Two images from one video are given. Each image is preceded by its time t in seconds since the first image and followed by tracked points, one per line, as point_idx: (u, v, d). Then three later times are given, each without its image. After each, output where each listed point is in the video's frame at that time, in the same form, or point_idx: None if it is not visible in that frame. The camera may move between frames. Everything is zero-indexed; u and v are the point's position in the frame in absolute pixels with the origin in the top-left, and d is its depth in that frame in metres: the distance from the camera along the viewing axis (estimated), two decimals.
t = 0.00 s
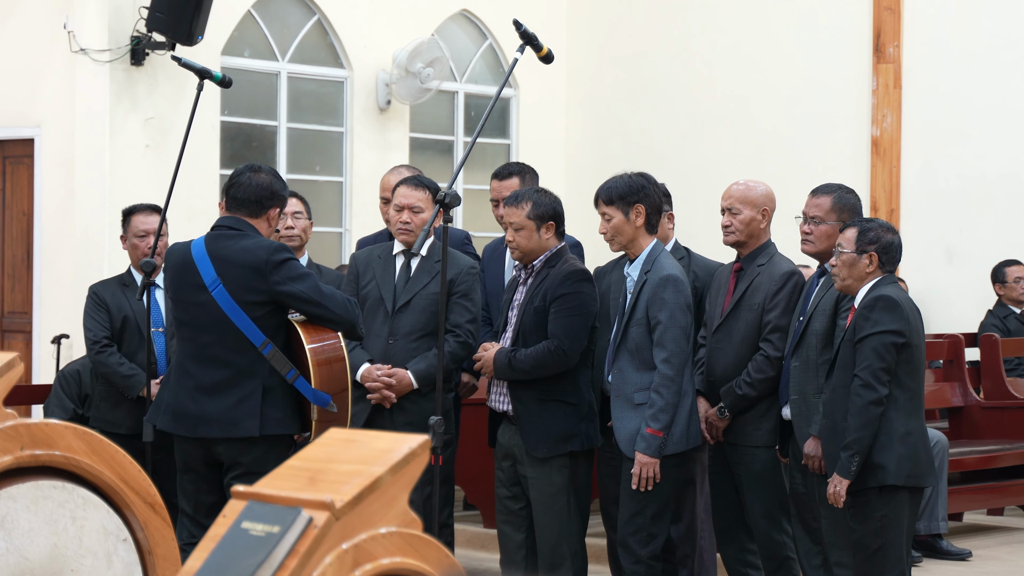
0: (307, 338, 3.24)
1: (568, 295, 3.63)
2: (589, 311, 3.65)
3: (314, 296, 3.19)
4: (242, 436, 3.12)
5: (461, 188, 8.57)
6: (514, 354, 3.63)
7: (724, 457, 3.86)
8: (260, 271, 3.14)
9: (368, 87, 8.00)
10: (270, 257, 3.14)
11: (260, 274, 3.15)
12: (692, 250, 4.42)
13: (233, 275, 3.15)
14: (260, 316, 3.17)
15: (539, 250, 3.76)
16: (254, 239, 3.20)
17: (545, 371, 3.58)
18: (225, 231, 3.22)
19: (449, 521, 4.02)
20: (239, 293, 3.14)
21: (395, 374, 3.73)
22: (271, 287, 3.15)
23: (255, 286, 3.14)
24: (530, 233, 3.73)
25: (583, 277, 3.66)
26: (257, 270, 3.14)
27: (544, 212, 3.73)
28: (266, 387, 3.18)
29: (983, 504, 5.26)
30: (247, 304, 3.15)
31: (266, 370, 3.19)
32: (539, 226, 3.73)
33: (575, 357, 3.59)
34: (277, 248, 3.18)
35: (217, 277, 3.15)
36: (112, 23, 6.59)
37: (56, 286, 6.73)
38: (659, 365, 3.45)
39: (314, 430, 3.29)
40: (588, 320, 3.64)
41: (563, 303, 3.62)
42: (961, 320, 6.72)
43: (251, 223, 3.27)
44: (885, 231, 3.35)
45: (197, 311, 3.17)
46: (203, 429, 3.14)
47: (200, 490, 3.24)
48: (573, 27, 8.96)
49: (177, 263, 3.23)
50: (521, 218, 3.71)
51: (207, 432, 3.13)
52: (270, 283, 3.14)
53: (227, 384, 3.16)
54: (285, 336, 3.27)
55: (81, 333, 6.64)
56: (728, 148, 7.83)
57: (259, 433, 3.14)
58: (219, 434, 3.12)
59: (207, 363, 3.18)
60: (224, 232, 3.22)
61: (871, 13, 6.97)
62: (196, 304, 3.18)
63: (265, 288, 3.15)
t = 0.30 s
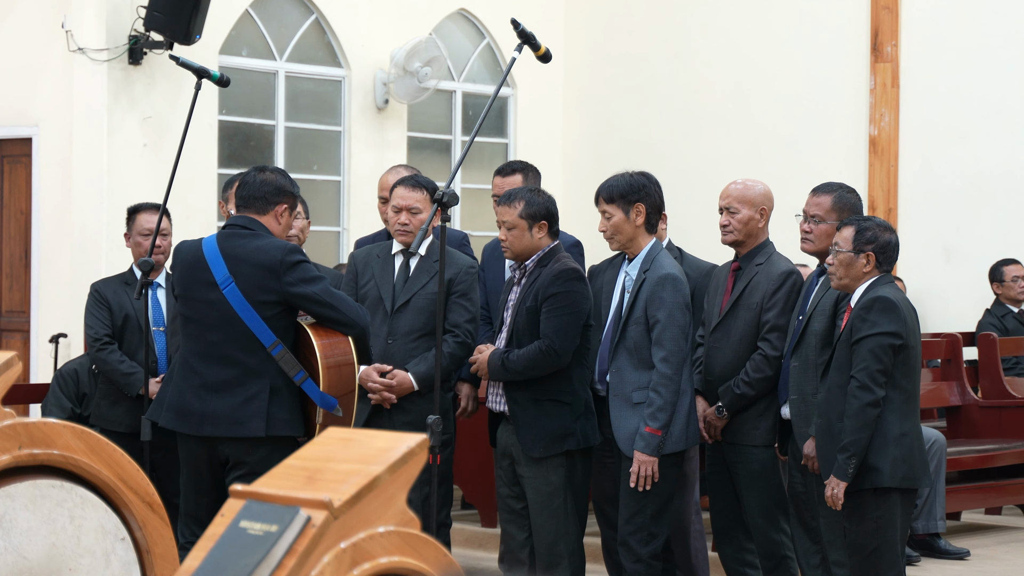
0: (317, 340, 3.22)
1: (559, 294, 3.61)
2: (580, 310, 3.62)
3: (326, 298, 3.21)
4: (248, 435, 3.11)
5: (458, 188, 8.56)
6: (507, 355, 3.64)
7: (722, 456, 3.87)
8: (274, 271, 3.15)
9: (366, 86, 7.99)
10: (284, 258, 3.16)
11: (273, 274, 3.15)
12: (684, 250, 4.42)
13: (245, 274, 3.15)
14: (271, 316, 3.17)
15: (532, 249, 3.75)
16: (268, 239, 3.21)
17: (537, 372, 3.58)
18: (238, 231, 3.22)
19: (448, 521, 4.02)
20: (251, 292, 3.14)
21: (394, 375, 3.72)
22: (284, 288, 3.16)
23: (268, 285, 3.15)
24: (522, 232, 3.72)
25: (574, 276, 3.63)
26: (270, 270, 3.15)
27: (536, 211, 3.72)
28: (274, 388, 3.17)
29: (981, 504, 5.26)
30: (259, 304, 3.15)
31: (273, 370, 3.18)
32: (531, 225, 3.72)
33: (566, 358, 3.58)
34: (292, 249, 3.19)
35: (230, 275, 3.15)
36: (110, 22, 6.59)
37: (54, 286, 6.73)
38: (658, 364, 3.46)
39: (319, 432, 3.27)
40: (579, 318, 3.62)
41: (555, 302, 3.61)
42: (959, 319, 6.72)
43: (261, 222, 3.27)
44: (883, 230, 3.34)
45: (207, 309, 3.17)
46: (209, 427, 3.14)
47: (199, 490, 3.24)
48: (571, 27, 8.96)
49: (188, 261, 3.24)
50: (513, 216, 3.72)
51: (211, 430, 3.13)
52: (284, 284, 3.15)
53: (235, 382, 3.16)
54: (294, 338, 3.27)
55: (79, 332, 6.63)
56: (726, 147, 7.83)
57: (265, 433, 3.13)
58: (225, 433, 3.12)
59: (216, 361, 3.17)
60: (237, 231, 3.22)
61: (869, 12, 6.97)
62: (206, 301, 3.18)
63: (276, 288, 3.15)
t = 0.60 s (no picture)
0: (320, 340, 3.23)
1: (556, 294, 3.60)
2: (577, 311, 3.61)
3: (329, 297, 3.21)
4: (251, 436, 3.11)
5: (458, 189, 8.57)
6: (503, 355, 3.63)
7: (722, 456, 3.87)
8: (276, 270, 3.15)
9: (365, 86, 8.00)
10: (286, 257, 3.16)
11: (275, 273, 3.15)
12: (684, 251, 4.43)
13: (248, 274, 3.15)
14: (274, 316, 3.17)
15: (532, 249, 3.75)
16: (270, 239, 3.21)
17: (532, 372, 3.58)
18: (241, 231, 3.22)
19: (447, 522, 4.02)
20: (254, 292, 3.14)
21: (394, 377, 3.73)
22: (286, 287, 3.16)
23: (271, 285, 3.15)
24: (523, 230, 3.72)
25: (572, 276, 3.62)
26: (273, 269, 3.15)
27: (539, 210, 3.73)
28: (277, 388, 3.17)
29: (981, 504, 5.26)
30: (263, 304, 3.15)
31: (277, 370, 3.18)
32: (532, 224, 3.72)
33: (563, 357, 3.57)
34: (294, 248, 3.19)
35: (232, 275, 3.15)
36: (109, 23, 6.59)
37: (53, 286, 6.72)
38: (657, 364, 3.45)
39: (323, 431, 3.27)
40: (577, 319, 3.61)
41: (553, 302, 3.60)
42: (959, 319, 6.72)
43: (264, 222, 3.27)
44: (877, 231, 3.35)
45: (209, 309, 3.17)
46: (212, 427, 3.14)
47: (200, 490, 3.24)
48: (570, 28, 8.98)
49: (190, 261, 3.23)
50: (516, 214, 3.72)
51: (216, 431, 3.13)
52: (287, 283, 3.15)
53: (237, 383, 3.15)
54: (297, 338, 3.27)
55: (78, 332, 6.62)
56: (725, 148, 7.83)
57: (269, 433, 3.13)
58: (228, 434, 3.12)
59: (221, 361, 3.17)
60: (239, 231, 3.22)
61: (868, 13, 6.98)
62: (208, 301, 3.18)
63: (280, 288, 3.16)
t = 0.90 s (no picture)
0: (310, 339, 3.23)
1: (563, 296, 3.61)
2: (585, 313, 3.63)
3: (316, 296, 3.18)
4: (247, 437, 3.11)
5: (458, 190, 8.57)
6: (508, 353, 3.63)
7: (722, 457, 3.87)
8: (263, 271, 3.13)
9: (365, 88, 8.00)
10: (273, 258, 3.14)
11: (263, 274, 3.14)
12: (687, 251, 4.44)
13: (236, 276, 3.14)
14: (264, 317, 3.17)
15: (539, 249, 3.75)
16: (258, 240, 3.20)
17: (538, 372, 3.58)
18: (229, 233, 3.22)
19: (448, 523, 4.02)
20: (242, 294, 3.14)
21: (395, 379, 3.73)
22: (274, 288, 3.14)
23: (258, 286, 3.14)
24: (532, 230, 3.72)
25: (579, 278, 3.63)
26: (260, 271, 3.14)
27: (548, 211, 3.72)
28: (271, 389, 3.18)
29: (981, 506, 5.26)
30: (252, 306, 3.15)
31: (269, 371, 3.18)
32: (541, 225, 3.72)
33: (569, 358, 3.58)
34: (281, 248, 3.17)
35: (221, 278, 3.15)
36: (110, 24, 6.59)
37: (53, 287, 6.73)
38: (658, 364, 3.45)
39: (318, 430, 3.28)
40: (583, 321, 3.63)
41: (562, 302, 3.61)
42: (958, 320, 6.72)
43: (250, 223, 3.27)
44: (870, 232, 3.35)
45: (201, 313, 3.17)
46: (208, 430, 3.14)
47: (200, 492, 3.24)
48: (571, 29, 8.98)
49: (180, 265, 3.23)
50: (526, 213, 3.71)
51: (212, 433, 3.13)
52: (274, 284, 3.14)
53: (231, 386, 3.15)
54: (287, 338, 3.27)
55: (78, 334, 6.63)
56: (725, 149, 7.83)
57: (264, 434, 3.14)
58: (224, 436, 3.12)
59: (216, 365, 3.17)
60: (228, 233, 3.22)
61: (868, 15, 6.98)
62: (199, 305, 3.17)
63: (268, 288, 3.14)
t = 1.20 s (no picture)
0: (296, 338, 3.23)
1: (574, 297, 3.63)
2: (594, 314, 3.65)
3: (301, 295, 3.18)
4: (236, 437, 3.11)
5: (459, 190, 8.57)
6: (518, 354, 3.60)
7: (723, 458, 3.87)
8: (246, 271, 3.13)
9: (366, 88, 8.00)
10: (256, 258, 3.14)
11: (246, 275, 3.14)
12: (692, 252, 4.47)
13: (220, 277, 3.14)
14: (248, 316, 3.17)
15: (543, 250, 3.75)
16: (241, 240, 3.20)
17: (551, 372, 3.57)
18: (212, 234, 3.21)
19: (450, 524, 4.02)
20: (226, 295, 3.14)
21: (397, 380, 3.73)
22: (257, 288, 3.14)
23: (241, 286, 3.14)
24: (537, 231, 3.71)
25: (588, 279, 3.66)
26: (244, 271, 3.14)
27: (554, 213, 3.73)
28: (258, 388, 3.18)
29: (982, 506, 5.26)
30: (236, 306, 3.15)
31: (256, 370, 3.18)
32: (547, 226, 3.72)
33: (582, 359, 3.61)
34: (264, 248, 3.17)
35: (205, 279, 3.15)
36: (111, 25, 6.59)
37: (54, 287, 6.72)
38: (659, 364, 3.45)
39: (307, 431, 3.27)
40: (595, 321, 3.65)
41: (572, 304, 3.62)
42: (959, 321, 6.72)
43: (232, 222, 3.26)
44: (867, 232, 3.34)
45: (187, 315, 3.17)
46: (199, 430, 3.14)
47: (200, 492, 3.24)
48: (572, 30, 8.98)
49: (165, 267, 3.23)
50: (532, 214, 3.71)
51: (201, 434, 3.13)
52: (257, 283, 3.14)
53: (219, 386, 3.16)
54: (274, 334, 3.26)
55: (78, 334, 6.63)
56: (726, 150, 7.83)
57: (252, 434, 3.14)
58: (214, 436, 3.12)
59: (202, 365, 3.17)
60: (210, 234, 3.22)
61: (869, 16, 6.99)
62: (184, 306, 3.18)
63: (250, 289, 3.14)
